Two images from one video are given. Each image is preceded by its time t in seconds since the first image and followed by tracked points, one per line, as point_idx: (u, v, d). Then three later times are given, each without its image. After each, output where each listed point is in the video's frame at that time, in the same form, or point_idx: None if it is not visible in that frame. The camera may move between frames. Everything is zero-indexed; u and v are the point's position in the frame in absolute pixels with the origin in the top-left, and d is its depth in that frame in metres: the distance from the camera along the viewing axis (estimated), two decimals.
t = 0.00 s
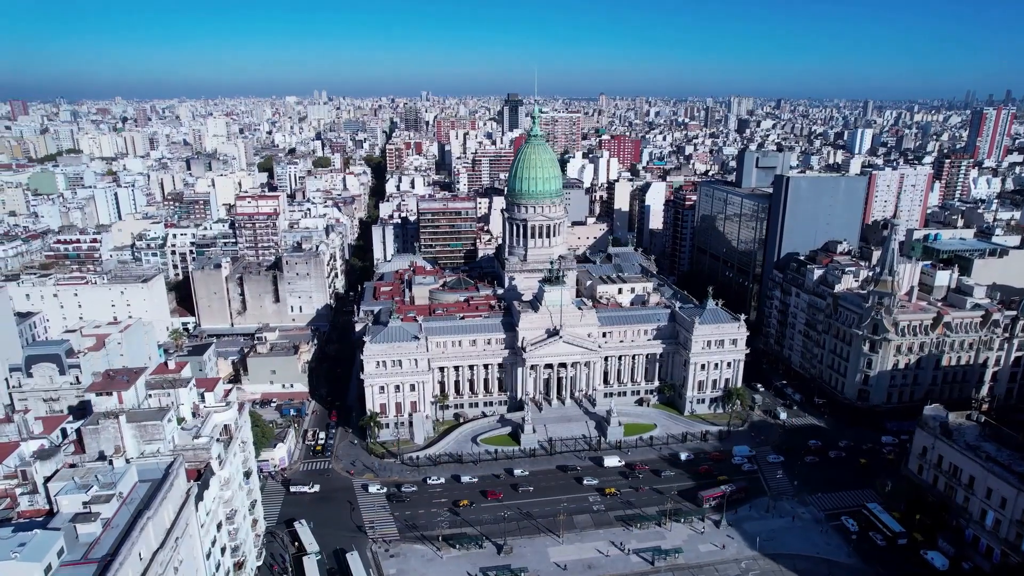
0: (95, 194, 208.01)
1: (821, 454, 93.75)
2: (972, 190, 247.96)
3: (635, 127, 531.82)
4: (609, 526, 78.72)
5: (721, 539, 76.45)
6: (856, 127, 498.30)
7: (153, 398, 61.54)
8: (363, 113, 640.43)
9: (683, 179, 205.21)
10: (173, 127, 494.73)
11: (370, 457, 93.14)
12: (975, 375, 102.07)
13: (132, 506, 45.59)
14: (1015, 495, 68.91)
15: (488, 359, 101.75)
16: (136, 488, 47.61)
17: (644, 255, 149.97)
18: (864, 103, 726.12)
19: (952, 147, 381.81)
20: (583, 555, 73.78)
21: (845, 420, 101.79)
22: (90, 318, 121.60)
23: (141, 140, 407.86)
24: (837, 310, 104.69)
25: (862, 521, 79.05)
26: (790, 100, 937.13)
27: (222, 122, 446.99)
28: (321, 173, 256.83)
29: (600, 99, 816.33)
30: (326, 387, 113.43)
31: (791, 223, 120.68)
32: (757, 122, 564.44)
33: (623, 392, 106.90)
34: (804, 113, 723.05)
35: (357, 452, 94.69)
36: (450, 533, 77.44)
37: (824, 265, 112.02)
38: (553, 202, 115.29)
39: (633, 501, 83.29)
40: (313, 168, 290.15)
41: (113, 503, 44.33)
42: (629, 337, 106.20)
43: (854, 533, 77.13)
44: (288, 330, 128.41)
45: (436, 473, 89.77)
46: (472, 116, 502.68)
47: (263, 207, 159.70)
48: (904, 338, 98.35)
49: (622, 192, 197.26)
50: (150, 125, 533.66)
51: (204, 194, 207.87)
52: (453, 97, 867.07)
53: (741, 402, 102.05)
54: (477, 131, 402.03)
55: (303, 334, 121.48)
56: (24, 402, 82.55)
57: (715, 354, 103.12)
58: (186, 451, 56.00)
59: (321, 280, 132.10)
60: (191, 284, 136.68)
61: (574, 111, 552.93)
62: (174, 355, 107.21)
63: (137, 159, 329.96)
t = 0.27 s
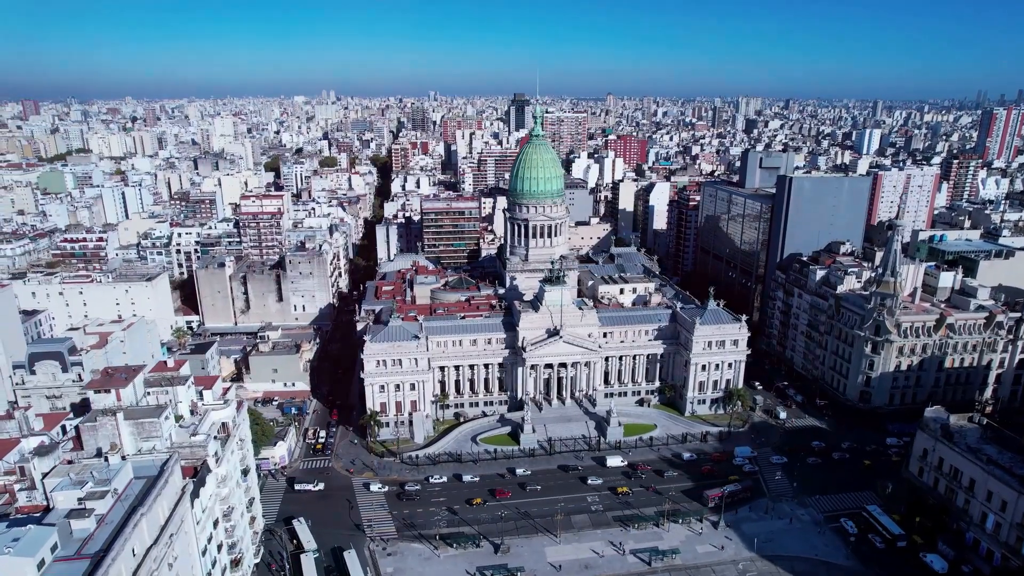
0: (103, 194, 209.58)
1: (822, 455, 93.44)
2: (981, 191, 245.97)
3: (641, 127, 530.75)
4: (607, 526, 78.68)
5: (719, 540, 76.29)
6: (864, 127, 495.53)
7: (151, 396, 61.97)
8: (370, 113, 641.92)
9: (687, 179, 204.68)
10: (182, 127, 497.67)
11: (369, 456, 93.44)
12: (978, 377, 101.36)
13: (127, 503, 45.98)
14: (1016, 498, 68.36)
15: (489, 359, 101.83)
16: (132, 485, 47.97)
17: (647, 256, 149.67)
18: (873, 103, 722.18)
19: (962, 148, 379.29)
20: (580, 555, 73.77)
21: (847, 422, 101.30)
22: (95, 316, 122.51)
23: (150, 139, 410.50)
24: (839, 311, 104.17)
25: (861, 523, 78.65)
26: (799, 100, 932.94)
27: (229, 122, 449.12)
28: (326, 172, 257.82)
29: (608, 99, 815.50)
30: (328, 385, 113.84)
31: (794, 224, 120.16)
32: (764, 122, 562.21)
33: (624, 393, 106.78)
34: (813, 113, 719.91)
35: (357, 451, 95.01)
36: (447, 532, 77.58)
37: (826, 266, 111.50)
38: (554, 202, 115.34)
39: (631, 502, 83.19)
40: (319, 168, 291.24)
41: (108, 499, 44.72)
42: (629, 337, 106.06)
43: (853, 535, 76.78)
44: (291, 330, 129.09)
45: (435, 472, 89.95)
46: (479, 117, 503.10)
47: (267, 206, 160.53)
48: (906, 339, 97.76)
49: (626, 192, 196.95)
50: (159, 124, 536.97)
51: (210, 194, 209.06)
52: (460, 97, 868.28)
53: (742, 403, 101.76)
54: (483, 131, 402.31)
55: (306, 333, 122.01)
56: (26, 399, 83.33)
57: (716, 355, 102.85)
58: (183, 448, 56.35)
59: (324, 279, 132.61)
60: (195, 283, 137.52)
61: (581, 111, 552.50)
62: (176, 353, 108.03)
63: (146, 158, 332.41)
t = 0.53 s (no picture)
0: (110, 193, 211.12)
1: (822, 457, 93.04)
2: (989, 192, 243.99)
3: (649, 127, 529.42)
4: (604, 526, 78.60)
5: (717, 541, 76.08)
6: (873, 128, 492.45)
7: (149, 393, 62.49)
8: (378, 113, 643.49)
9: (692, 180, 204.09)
10: (191, 126, 500.51)
11: (369, 455, 93.76)
12: (982, 379, 100.59)
13: (121, 499, 46.40)
14: (1016, 501, 67.78)
15: (489, 358, 101.97)
16: (127, 481, 48.37)
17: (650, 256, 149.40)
18: (882, 104, 717.55)
19: (971, 148, 376.44)
20: (577, 555, 73.75)
21: (848, 423, 100.79)
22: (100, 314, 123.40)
23: (158, 139, 413.14)
24: (841, 312, 103.64)
25: (860, 526, 78.25)
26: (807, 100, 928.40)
27: (237, 122, 451.17)
28: (332, 172, 258.78)
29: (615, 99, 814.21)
30: (330, 384, 114.26)
31: (796, 224, 119.63)
32: (772, 122, 559.66)
33: (624, 393, 106.67)
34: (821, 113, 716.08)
35: (357, 450, 95.32)
36: (445, 531, 77.77)
37: (829, 266, 110.99)
38: (556, 202, 115.39)
39: (629, 502, 83.08)
40: (325, 168, 292.18)
41: (102, 496, 45.18)
42: (630, 337, 105.93)
43: (852, 537, 76.39)
44: (294, 328, 129.65)
45: (434, 471, 90.13)
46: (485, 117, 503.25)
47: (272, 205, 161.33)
48: (908, 341, 97.15)
49: (631, 192, 196.62)
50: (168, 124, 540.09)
51: (216, 193, 210.14)
52: (468, 97, 869.52)
53: (743, 403, 101.46)
54: (490, 131, 402.63)
55: (308, 332, 122.51)
56: (30, 396, 84.06)
57: (717, 355, 102.56)
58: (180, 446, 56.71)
59: (327, 279, 133.13)
60: (199, 281, 138.35)
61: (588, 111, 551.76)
62: (179, 351, 108.93)
63: (154, 158, 334.73)
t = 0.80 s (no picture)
0: (118, 192, 212.51)
1: (823, 459, 92.64)
2: (998, 193, 242.01)
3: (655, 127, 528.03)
4: (602, 526, 78.55)
5: (715, 542, 75.87)
6: (882, 128, 489.20)
7: (147, 391, 62.92)
8: (385, 113, 644.87)
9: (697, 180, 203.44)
10: (199, 126, 503.07)
11: (368, 454, 94.07)
12: (985, 381, 99.86)
13: (116, 495, 46.72)
14: (1016, 505, 67.19)
15: (490, 358, 102.11)
16: (122, 478, 48.75)
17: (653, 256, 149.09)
18: (892, 104, 712.62)
19: (981, 149, 373.50)
20: (574, 555, 73.72)
21: (850, 425, 100.29)
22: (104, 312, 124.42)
23: (167, 139, 415.59)
24: (843, 313, 103.11)
25: (860, 528, 77.80)
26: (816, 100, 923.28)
27: (245, 121, 452.99)
28: (337, 172, 259.56)
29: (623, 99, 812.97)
30: (331, 383, 114.66)
31: (799, 225, 119.06)
32: (780, 122, 557.11)
33: (625, 393, 106.57)
34: (830, 114, 712.33)
35: (356, 448, 95.62)
36: (442, 530, 77.97)
37: (831, 267, 110.41)
38: (557, 202, 115.49)
39: (627, 503, 82.94)
40: (330, 168, 292.89)
41: (97, 492, 45.56)
42: (631, 338, 105.77)
43: (850, 539, 76.01)
44: (297, 327, 130.24)
45: (434, 470, 90.38)
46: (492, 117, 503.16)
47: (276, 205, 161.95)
48: (911, 342, 96.54)
49: (635, 192, 196.21)
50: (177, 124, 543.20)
51: (222, 193, 211.09)
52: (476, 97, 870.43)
53: (744, 404, 101.11)
54: (496, 131, 402.76)
55: (311, 331, 122.97)
56: (35, 394, 84.85)
57: (718, 356, 102.23)
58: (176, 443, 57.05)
59: (330, 278, 133.62)
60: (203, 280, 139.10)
61: (594, 111, 550.70)
62: (182, 349, 109.78)
63: (162, 157, 336.79)
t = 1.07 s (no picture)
0: (125, 191, 213.94)
1: (823, 460, 92.26)
2: (1007, 194, 239.95)
3: (662, 127, 526.54)
4: (599, 526, 78.49)
5: (712, 543, 75.70)
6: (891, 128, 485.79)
7: (146, 388, 63.42)
8: (392, 113, 645.87)
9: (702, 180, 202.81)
10: (207, 126, 505.49)
11: (368, 452, 94.35)
12: (989, 383, 99.14)
13: (111, 492, 47.14)
14: (1016, 508, 66.71)
15: (490, 358, 102.24)
16: (118, 474, 49.14)
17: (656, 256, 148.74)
18: (902, 104, 707.51)
19: (991, 149, 370.29)
20: (571, 555, 73.73)
21: (852, 427, 99.81)
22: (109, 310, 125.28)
23: (175, 138, 417.80)
24: (846, 314, 102.59)
25: (859, 530, 77.42)
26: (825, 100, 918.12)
27: (252, 121, 454.80)
28: (343, 172, 260.39)
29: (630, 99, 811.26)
30: (333, 381, 115.06)
31: (802, 225, 118.50)
32: (788, 122, 554.46)
33: (625, 394, 106.42)
34: (839, 114, 708.26)
35: (357, 447, 95.91)
36: (440, 529, 78.14)
37: (834, 268, 109.88)
38: (559, 202, 115.52)
39: (625, 503, 82.85)
40: (336, 167, 293.74)
41: (92, 488, 45.97)
42: (631, 338, 105.65)
43: (849, 541, 75.64)
44: (299, 326, 130.77)
45: (433, 469, 90.58)
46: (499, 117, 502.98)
47: (280, 204, 162.70)
48: (913, 344, 95.94)
49: (639, 193, 195.85)
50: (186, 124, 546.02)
51: (228, 192, 212.11)
52: (483, 97, 870.91)
53: (744, 405, 100.80)
54: (502, 130, 402.95)
55: (313, 330, 123.46)
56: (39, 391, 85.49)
57: (719, 356, 101.96)
58: (173, 440, 57.50)
59: (333, 277, 134.08)
60: (207, 279, 139.91)
61: (601, 111, 549.84)
62: (185, 347, 110.43)
63: (170, 156, 338.92)
